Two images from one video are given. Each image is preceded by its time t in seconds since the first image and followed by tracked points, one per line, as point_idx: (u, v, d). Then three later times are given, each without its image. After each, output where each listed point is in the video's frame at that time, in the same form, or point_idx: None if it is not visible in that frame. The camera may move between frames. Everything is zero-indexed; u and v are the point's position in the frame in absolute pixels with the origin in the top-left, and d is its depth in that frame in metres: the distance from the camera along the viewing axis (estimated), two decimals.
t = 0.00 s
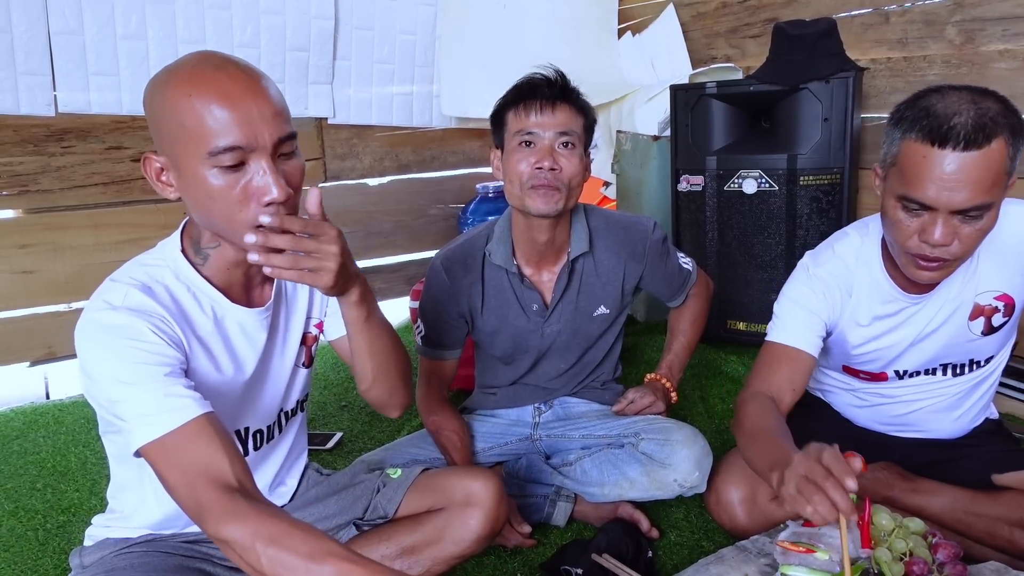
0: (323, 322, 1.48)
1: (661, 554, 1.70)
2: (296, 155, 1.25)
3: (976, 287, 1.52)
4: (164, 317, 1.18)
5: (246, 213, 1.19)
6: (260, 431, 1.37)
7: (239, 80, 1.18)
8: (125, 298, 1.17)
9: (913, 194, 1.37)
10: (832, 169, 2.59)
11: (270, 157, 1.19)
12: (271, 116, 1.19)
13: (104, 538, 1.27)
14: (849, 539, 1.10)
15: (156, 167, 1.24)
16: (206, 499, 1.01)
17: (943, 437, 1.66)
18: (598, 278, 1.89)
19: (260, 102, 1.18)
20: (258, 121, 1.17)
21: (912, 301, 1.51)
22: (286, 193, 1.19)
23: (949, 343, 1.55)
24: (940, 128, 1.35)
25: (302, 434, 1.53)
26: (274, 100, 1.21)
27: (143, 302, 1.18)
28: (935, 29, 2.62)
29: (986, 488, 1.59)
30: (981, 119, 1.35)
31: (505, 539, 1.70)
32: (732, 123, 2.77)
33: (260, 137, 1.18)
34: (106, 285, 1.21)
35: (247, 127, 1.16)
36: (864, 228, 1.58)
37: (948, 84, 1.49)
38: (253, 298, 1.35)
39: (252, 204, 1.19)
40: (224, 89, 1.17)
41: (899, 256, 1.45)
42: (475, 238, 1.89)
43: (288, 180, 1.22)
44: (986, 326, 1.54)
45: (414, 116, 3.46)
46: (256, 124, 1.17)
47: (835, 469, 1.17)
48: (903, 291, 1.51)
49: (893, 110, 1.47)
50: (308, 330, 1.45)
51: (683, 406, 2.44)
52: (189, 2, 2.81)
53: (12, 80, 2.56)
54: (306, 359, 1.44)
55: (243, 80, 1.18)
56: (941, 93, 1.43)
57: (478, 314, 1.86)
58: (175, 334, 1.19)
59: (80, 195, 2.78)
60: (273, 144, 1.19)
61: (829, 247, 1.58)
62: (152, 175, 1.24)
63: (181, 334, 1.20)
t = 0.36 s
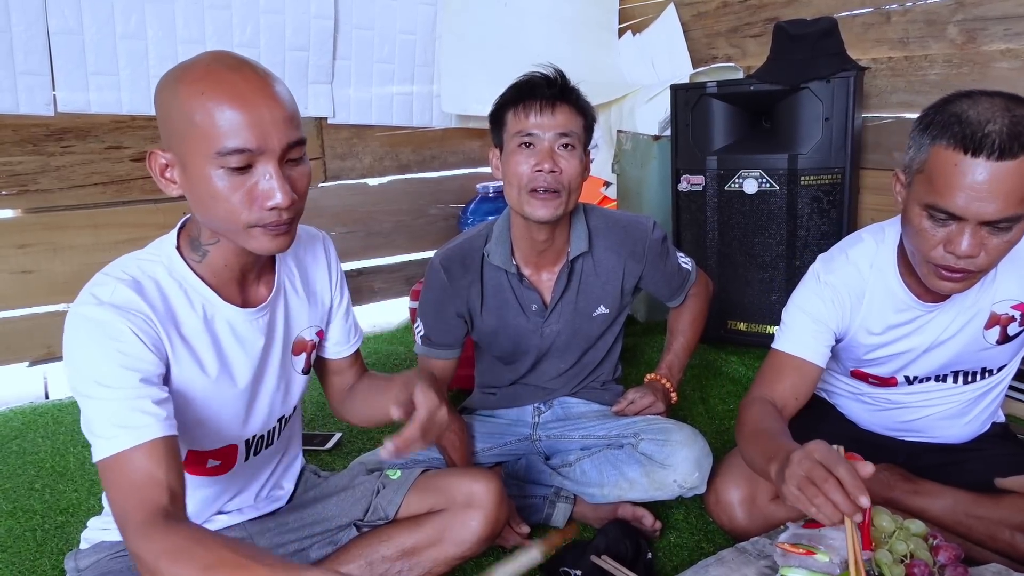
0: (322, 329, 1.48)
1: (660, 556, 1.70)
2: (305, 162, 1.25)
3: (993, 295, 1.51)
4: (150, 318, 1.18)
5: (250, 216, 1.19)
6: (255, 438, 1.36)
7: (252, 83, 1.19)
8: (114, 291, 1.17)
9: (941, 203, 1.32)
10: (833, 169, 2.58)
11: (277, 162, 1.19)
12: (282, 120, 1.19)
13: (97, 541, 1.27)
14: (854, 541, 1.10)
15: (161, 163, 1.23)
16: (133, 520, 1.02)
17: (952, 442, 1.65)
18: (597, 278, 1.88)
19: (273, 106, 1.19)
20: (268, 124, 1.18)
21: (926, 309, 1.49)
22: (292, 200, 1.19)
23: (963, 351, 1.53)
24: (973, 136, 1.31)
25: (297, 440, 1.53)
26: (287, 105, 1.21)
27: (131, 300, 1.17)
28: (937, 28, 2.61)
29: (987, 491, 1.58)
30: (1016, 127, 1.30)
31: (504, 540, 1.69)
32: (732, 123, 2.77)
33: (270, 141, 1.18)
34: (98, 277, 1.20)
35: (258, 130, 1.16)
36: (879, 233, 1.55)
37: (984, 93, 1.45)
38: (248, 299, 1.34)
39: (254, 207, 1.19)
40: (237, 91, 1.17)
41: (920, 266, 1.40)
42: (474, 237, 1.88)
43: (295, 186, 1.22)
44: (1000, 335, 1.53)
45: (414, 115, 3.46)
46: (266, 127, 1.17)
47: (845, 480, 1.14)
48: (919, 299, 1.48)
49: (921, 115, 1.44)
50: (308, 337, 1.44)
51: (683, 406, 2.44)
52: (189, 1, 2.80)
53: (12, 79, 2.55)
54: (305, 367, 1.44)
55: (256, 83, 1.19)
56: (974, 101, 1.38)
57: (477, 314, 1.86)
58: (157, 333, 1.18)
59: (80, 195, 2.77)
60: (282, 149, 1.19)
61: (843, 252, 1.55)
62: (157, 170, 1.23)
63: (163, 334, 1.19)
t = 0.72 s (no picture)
0: (320, 338, 1.44)
1: (664, 557, 1.69)
2: (302, 155, 1.26)
3: (998, 297, 1.51)
4: (121, 309, 1.19)
5: (243, 199, 1.18)
6: (244, 440, 1.34)
7: (257, 72, 1.21)
8: (96, 278, 1.19)
9: (948, 204, 1.32)
10: (836, 169, 2.58)
11: (274, 148, 1.20)
12: (283, 109, 1.21)
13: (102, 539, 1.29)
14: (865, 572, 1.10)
15: (163, 149, 1.24)
16: (54, 512, 1.04)
17: (954, 444, 1.64)
18: (600, 278, 1.88)
19: (275, 95, 1.20)
20: (269, 111, 1.19)
21: (931, 311, 1.48)
22: (285, 184, 1.19)
23: (968, 352, 1.53)
24: (980, 136, 1.30)
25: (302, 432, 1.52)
26: (288, 97, 1.23)
27: (107, 288, 1.19)
28: (940, 28, 2.61)
29: (992, 492, 1.58)
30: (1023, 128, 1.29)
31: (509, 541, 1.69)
32: (735, 123, 2.76)
33: (268, 126, 1.19)
34: (90, 260, 1.23)
35: (257, 114, 1.18)
36: (884, 235, 1.54)
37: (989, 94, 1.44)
38: (236, 296, 1.32)
39: (248, 191, 1.18)
40: (241, 78, 1.19)
41: (926, 268, 1.38)
42: (477, 237, 1.87)
43: (290, 174, 1.22)
44: (1005, 336, 1.52)
45: (416, 115, 3.45)
46: (266, 114, 1.19)
47: (847, 502, 1.14)
48: (922, 301, 1.48)
49: (927, 114, 1.44)
50: (299, 344, 1.41)
51: (686, 407, 2.43)
52: (192, 1, 2.80)
53: (13, 79, 2.54)
54: (294, 374, 1.41)
55: (260, 73, 1.21)
56: (979, 101, 1.38)
57: (480, 313, 1.86)
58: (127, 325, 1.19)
59: (82, 194, 2.77)
60: (279, 136, 1.20)
61: (847, 254, 1.55)
62: (157, 157, 1.24)
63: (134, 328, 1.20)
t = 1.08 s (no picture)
0: (319, 337, 1.44)
1: (663, 556, 1.69)
2: (272, 142, 1.25)
3: (997, 295, 1.51)
4: (118, 310, 1.20)
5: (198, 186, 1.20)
6: (244, 438, 1.35)
7: (220, 62, 1.23)
8: (91, 277, 1.19)
9: (947, 201, 1.32)
10: (836, 169, 2.58)
11: (229, 133, 1.21)
12: (240, 96, 1.22)
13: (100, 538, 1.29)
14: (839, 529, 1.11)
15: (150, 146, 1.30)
16: (64, 504, 1.08)
17: (951, 442, 1.65)
18: (601, 278, 1.88)
19: (234, 83, 1.22)
20: (226, 98, 1.21)
21: (930, 308, 1.48)
22: (235, 170, 1.19)
23: (967, 350, 1.53)
24: (979, 133, 1.31)
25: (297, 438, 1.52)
26: (251, 84, 1.24)
27: (104, 288, 1.19)
28: (940, 28, 2.61)
29: (990, 491, 1.58)
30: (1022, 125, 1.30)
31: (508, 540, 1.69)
32: (735, 123, 2.76)
33: (221, 112, 1.21)
34: (88, 259, 1.23)
35: (211, 101, 1.20)
36: (883, 234, 1.54)
37: (989, 92, 1.44)
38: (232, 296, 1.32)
39: (202, 177, 1.19)
40: (202, 69, 1.22)
41: (926, 265, 1.39)
42: (479, 236, 1.88)
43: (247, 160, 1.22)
44: (1003, 334, 1.52)
45: (416, 115, 3.46)
46: (220, 101, 1.21)
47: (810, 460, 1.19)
48: (922, 298, 1.48)
49: (926, 112, 1.44)
50: (298, 341, 1.41)
51: (686, 406, 2.43)
52: (192, 2, 2.80)
53: (14, 79, 2.55)
54: (294, 372, 1.41)
55: (223, 62, 1.23)
56: (979, 99, 1.38)
57: (480, 313, 1.86)
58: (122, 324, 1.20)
59: (82, 194, 2.77)
60: (235, 122, 1.21)
61: (847, 252, 1.55)
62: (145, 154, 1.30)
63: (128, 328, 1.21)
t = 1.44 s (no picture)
0: (315, 337, 1.43)
1: (663, 558, 1.68)
2: (274, 148, 1.25)
3: (1001, 295, 1.50)
4: (106, 321, 1.19)
5: (204, 194, 1.20)
6: (244, 440, 1.34)
7: (223, 66, 1.22)
8: (79, 289, 1.18)
9: (953, 199, 1.31)
10: (837, 168, 2.57)
11: (235, 140, 1.20)
12: (245, 102, 1.21)
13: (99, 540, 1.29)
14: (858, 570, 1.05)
15: (142, 144, 1.27)
16: (75, 514, 1.10)
17: (954, 443, 1.64)
18: (600, 278, 1.87)
19: (239, 88, 1.21)
20: (232, 104, 1.20)
21: (935, 308, 1.47)
22: (243, 179, 1.19)
23: (971, 350, 1.52)
24: (985, 130, 1.30)
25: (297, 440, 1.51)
26: (255, 89, 1.23)
27: (92, 300, 1.18)
28: (941, 27, 2.60)
29: (992, 493, 1.57)
30: None
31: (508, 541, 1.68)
32: (735, 122, 2.75)
33: (227, 118, 1.20)
34: (73, 269, 1.22)
35: (217, 107, 1.19)
36: (887, 232, 1.53)
37: (993, 88, 1.43)
38: (225, 298, 1.32)
39: (208, 185, 1.19)
40: (205, 72, 1.20)
41: (931, 264, 1.38)
42: (479, 235, 1.87)
43: (253, 168, 1.22)
44: (1007, 335, 1.52)
45: (416, 114, 3.45)
46: (226, 107, 1.20)
47: (848, 497, 1.09)
48: (927, 298, 1.47)
49: (931, 109, 1.43)
50: (293, 342, 1.39)
51: (686, 407, 2.43)
52: None
53: (12, 78, 2.54)
54: (288, 372, 1.40)
55: (227, 67, 1.22)
56: (984, 95, 1.37)
57: (479, 313, 1.85)
58: (112, 335, 1.19)
59: (81, 193, 2.77)
60: (241, 129, 1.21)
61: (850, 251, 1.54)
62: (137, 152, 1.27)
63: (119, 337, 1.20)
